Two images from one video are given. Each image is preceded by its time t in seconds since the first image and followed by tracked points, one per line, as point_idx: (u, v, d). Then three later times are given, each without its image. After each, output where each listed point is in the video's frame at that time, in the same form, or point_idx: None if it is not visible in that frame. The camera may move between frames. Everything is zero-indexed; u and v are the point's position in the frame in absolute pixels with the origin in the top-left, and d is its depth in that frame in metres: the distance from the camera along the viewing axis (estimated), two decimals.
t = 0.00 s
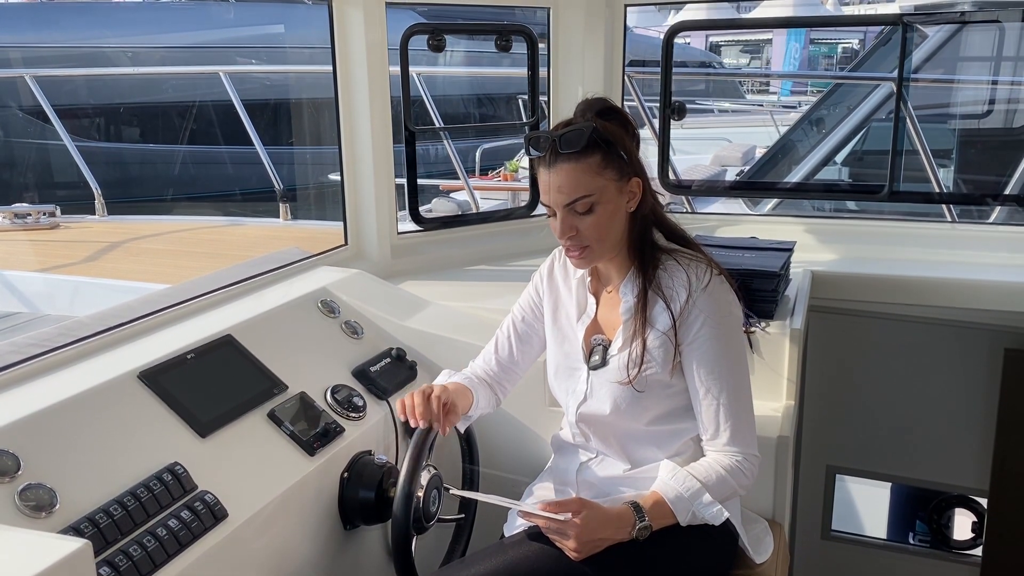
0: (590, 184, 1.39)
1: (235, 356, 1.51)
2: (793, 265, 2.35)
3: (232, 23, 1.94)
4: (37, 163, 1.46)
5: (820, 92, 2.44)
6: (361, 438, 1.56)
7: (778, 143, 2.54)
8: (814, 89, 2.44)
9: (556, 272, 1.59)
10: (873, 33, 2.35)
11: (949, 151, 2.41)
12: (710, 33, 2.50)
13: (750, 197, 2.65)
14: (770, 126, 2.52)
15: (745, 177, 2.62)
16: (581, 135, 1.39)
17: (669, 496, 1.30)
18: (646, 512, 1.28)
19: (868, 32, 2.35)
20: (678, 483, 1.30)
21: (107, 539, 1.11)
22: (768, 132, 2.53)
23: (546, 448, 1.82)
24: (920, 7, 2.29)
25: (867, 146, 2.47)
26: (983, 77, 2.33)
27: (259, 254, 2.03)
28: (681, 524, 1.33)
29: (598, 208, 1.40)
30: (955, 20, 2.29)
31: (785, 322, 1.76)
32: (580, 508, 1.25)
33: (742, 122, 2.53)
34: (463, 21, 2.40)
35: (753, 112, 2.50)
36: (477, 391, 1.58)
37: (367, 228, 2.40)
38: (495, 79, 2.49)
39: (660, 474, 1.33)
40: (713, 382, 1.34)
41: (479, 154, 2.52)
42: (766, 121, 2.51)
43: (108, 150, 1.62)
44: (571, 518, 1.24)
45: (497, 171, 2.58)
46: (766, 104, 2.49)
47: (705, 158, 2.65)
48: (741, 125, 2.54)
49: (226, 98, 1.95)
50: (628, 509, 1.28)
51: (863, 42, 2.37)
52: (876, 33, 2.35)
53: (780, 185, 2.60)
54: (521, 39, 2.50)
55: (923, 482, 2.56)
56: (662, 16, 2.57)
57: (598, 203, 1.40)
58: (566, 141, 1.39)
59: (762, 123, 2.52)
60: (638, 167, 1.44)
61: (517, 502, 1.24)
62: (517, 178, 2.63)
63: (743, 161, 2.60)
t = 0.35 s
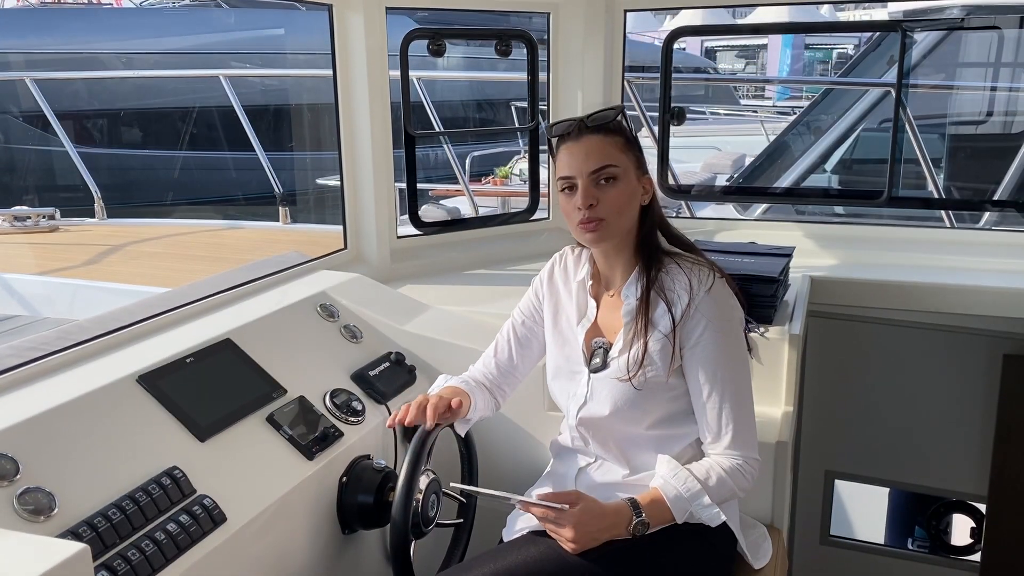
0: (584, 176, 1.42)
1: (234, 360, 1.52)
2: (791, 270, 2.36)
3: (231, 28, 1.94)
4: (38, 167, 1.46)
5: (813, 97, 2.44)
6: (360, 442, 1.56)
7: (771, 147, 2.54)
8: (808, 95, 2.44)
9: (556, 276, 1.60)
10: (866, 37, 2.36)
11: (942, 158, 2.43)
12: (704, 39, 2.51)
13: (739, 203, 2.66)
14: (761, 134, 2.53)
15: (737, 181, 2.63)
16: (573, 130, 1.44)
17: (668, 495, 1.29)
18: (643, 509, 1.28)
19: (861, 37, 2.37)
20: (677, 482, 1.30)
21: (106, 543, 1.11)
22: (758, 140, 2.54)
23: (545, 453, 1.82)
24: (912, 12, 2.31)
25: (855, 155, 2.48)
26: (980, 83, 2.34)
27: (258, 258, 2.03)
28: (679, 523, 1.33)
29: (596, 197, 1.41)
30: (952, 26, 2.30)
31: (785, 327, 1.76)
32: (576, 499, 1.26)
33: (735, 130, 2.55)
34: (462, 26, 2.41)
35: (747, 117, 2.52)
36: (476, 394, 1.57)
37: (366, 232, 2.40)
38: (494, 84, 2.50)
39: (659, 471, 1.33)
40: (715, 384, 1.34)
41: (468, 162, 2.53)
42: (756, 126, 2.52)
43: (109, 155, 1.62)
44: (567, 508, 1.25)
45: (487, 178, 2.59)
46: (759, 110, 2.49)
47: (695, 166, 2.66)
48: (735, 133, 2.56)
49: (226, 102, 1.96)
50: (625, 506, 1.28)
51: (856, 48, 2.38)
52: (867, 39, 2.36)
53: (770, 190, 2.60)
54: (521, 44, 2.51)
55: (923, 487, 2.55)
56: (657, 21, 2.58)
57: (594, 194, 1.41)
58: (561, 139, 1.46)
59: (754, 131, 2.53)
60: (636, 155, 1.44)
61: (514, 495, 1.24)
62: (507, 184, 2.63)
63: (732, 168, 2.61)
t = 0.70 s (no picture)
0: (581, 177, 1.42)
1: (234, 358, 1.51)
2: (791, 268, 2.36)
3: (230, 26, 1.94)
4: (37, 166, 1.45)
5: (812, 97, 2.45)
6: (359, 439, 1.56)
7: (771, 146, 2.54)
8: (808, 95, 2.45)
9: (556, 273, 1.60)
10: (867, 36, 2.35)
11: (939, 158, 2.43)
12: (705, 37, 2.50)
13: (739, 201, 2.66)
14: (760, 135, 2.53)
15: (736, 181, 2.63)
16: (569, 130, 1.43)
17: (667, 492, 1.30)
18: (640, 505, 1.29)
19: (862, 36, 2.36)
20: (676, 479, 1.30)
21: (105, 541, 1.11)
22: (757, 140, 2.55)
23: (545, 450, 1.82)
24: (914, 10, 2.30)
25: (853, 156, 2.49)
26: (980, 80, 2.34)
27: (258, 256, 2.03)
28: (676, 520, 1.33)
29: (594, 197, 1.41)
30: (951, 24, 2.30)
31: (785, 324, 1.76)
32: (572, 496, 1.26)
33: (732, 131, 2.55)
34: (461, 24, 2.41)
35: (746, 116, 2.52)
36: (474, 391, 1.57)
37: (366, 230, 2.40)
38: (494, 82, 2.50)
39: (659, 468, 1.33)
40: (716, 379, 1.34)
41: (467, 163, 2.52)
42: (756, 128, 2.52)
43: (108, 155, 1.62)
44: (564, 505, 1.25)
45: (485, 178, 2.59)
46: (759, 111, 2.50)
47: (694, 167, 2.66)
48: (733, 134, 2.56)
49: (226, 101, 1.97)
50: (622, 502, 1.29)
51: (857, 47, 2.37)
52: (865, 38, 2.36)
53: (770, 188, 2.60)
54: (521, 43, 2.50)
55: (923, 484, 2.55)
56: (658, 20, 2.58)
57: (592, 194, 1.41)
58: (558, 139, 1.45)
59: (755, 132, 2.54)
60: (632, 153, 1.44)
61: (509, 496, 1.23)
62: (505, 185, 2.63)
63: (732, 170, 2.61)
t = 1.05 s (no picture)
0: (581, 176, 1.42)
1: (234, 357, 1.51)
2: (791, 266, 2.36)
3: (230, 26, 1.94)
4: (37, 166, 1.46)
5: (813, 96, 2.45)
6: (360, 438, 1.56)
7: (771, 146, 2.55)
8: (808, 95, 2.45)
9: (555, 273, 1.59)
10: (869, 34, 2.35)
11: (942, 157, 2.42)
12: (705, 37, 2.51)
13: (739, 199, 2.66)
14: (762, 135, 2.54)
15: (737, 180, 2.63)
16: (569, 129, 1.43)
17: (667, 490, 1.30)
18: (641, 504, 1.29)
19: (862, 36, 2.36)
20: (676, 477, 1.30)
21: (106, 540, 1.11)
22: (758, 140, 2.55)
23: (546, 450, 1.82)
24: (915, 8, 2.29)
25: (855, 156, 2.49)
26: (980, 79, 2.34)
27: (258, 256, 2.03)
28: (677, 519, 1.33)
29: (594, 197, 1.41)
30: (951, 22, 2.29)
31: (784, 322, 1.76)
32: (573, 494, 1.26)
33: (733, 131, 2.55)
34: (461, 23, 2.41)
35: (746, 117, 2.52)
36: (475, 390, 1.57)
37: (366, 229, 2.40)
38: (494, 81, 2.49)
39: (659, 467, 1.33)
40: (716, 378, 1.34)
41: (467, 161, 2.52)
42: (758, 127, 2.52)
43: (109, 156, 1.62)
44: (565, 503, 1.25)
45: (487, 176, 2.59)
46: (759, 111, 2.50)
47: (695, 165, 2.66)
48: (733, 134, 2.56)
49: (226, 102, 1.96)
50: (621, 501, 1.29)
51: (858, 47, 2.37)
52: (868, 37, 2.36)
53: (772, 186, 2.60)
54: (520, 42, 2.50)
55: (923, 482, 2.55)
56: (658, 20, 2.58)
57: (592, 193, 1.41)
58: (557, 138, 1.45)
59: (756, 132, 2.54)
60: (631, 151, 1.44)
61: (509, 496, 1.23)
62: (506, 183, 2.63)
63: (732, 169, 2.62)
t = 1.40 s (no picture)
0: (579, 177, 1.41)
1: (235, 357, 1.51)
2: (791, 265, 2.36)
3: (231, 25, 1.94)
4: (37, 166, 1.46)
5: (813, 96, 2.45)
6: (360, 438, 1.55)
7: (771, 145, 2.55)
8: (808, 94, 2.45)
9: (555, 273, 1.59)
10: (869, 34, 2.36)
11: (944, 156, 2.42)
12: (705, 37, 2.51)
13: (741, 197, 2.66)
14: (763, 133, 2.53)
15: (738, 177, 2.63)
16: (567, 130, 1.43)
17: (667, 490, 1.30)
18: (641, 503, 1.29)
19: (863, 36, 2.36)
20: (676, 477, 1.30)
21: (107, 540, 1.11)
22: (760, 137, 2.55)
23: (546, 448, 1.82)
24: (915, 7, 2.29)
25: (857, 154, 2.49)
26: (980, 78, 2.34)
27: (258, 255, 2.03)
28: (677, 518, 1.33)
29: (592, 197, 1.41)
30: (952, 21, 2.29)
31: (784, 321, 1.76)
32: (574, 494, 1.26)
33: (734, 129, 2.55)
34: (462, 22, 2.41)
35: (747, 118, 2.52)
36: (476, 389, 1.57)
37: (365, 228, 2.40)
38: (494, 81, 2.49)
39: (659, 466, 1.33)
40: (716, 376, 1.34)
41: (468, 159, 2.52)
42: (760, 126, 2.52)
43: (110, 156, 1.62)
44: (565, 503, 1.25)
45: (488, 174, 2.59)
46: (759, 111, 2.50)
47: (698, 162, 2.66)
48: (734, 132, 2.56)
49: (226, 101, 1.96)
50: (622, 500, 1.29)
51: (859, 46, 2.37)
52: (870, 35, 2.36)
53: (772, 185, 2.60)
54: (520, 41, 2.51)
55: (924, 481, 2.55)
56: (658, 20, 2.58)
57: (590, 194, 1.41)
58: (555, 139, 1.45)
59: (758, 130, 2.53)
60: (630, 151, 1.44)
61: (510, 495, 1.23)
62: (507, 179, 2.63)
63: (733, 167, 2.62)
